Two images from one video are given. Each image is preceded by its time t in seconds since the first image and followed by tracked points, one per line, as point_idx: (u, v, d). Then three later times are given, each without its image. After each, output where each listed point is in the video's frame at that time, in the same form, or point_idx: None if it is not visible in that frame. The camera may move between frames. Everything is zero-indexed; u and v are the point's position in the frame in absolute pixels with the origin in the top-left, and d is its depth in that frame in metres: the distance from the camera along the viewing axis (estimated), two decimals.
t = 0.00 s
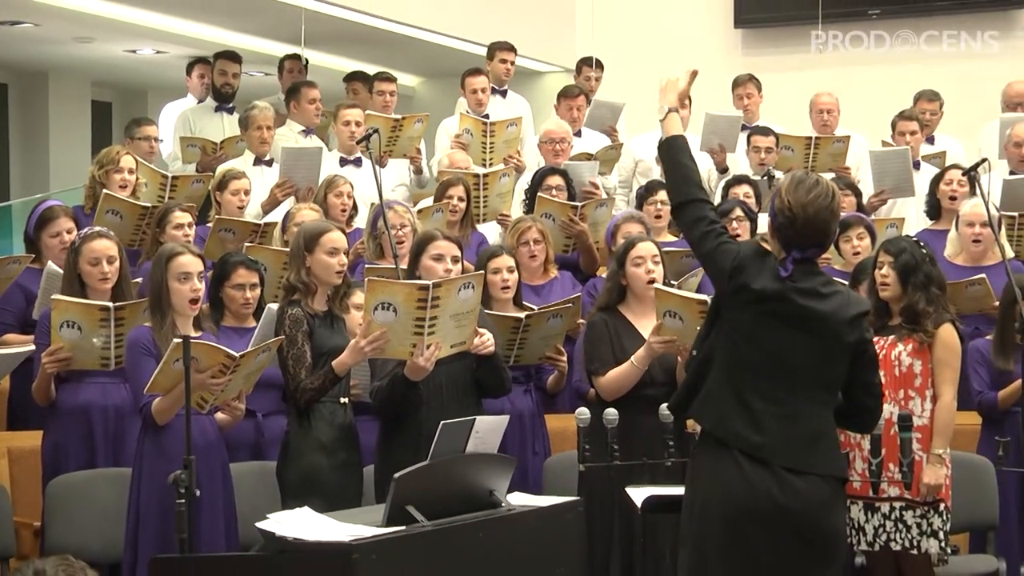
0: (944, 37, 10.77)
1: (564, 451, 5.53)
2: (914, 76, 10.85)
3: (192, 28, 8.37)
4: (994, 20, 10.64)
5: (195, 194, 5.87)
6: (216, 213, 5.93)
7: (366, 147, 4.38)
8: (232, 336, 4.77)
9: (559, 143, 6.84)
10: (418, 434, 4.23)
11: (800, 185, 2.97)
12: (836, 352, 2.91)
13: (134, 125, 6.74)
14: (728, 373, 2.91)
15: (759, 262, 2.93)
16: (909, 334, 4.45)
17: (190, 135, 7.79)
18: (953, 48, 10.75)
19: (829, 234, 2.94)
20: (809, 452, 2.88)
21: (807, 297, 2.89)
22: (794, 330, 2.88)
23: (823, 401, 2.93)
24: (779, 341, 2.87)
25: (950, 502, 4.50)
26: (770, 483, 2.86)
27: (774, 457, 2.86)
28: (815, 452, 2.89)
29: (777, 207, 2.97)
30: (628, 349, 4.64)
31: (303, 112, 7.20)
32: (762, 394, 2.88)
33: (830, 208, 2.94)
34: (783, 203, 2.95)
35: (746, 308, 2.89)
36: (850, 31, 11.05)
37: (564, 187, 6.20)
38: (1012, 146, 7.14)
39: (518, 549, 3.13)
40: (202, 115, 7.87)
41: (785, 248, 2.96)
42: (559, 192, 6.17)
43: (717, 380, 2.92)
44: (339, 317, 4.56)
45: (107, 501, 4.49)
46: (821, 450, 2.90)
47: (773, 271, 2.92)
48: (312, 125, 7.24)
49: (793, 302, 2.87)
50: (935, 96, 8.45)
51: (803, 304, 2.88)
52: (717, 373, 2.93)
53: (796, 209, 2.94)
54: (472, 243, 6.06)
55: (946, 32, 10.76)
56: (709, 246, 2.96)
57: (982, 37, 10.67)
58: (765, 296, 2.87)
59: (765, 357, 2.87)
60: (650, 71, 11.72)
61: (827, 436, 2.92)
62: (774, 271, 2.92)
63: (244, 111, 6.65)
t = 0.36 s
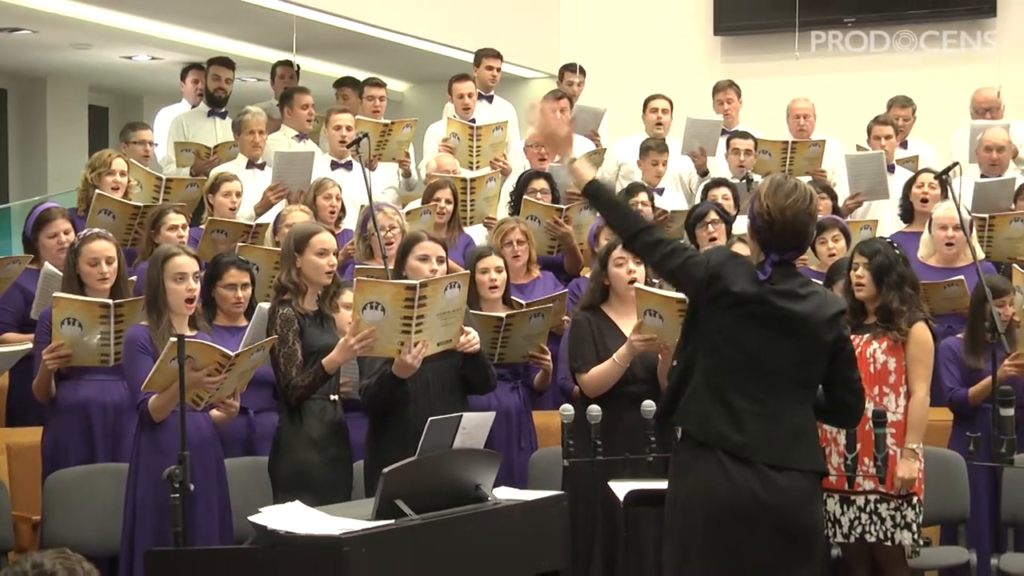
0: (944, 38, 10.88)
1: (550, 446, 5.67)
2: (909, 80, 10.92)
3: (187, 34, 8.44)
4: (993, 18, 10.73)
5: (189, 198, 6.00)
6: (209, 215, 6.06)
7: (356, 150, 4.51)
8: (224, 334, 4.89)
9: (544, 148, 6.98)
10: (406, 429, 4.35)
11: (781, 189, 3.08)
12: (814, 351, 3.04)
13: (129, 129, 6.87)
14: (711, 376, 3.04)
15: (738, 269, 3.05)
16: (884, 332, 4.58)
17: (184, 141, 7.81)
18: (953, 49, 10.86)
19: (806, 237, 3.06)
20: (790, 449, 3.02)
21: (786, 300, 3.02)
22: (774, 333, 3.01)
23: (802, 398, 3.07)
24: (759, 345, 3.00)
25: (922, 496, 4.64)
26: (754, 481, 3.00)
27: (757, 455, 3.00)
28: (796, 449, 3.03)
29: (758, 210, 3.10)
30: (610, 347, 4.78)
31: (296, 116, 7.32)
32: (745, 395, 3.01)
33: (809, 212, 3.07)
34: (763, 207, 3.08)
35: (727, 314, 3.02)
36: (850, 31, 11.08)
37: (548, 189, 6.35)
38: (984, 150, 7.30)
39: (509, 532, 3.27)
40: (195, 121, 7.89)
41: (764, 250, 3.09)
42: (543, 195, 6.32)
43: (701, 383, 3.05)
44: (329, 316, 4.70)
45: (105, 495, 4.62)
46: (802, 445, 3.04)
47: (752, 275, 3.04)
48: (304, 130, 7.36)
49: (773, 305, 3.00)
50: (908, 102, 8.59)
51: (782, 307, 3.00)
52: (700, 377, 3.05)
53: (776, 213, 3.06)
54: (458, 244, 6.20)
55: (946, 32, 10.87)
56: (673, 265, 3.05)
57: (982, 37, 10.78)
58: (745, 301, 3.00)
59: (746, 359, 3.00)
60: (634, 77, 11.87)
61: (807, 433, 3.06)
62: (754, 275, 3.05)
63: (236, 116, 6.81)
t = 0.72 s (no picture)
0: (944, 37, 11.21)
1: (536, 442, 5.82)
2: (900, 83, 11.30)
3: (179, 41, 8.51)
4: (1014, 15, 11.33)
5: (183, 200, 6.07)
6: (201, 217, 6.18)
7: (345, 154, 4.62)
8: (216, 333, 4.99)
9: (530, 152, 7.12)
10: (396, 424, 4.48)
11: (734, 197, 3.20)
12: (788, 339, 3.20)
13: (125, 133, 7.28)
14: (694, 388, 3.21)
15: (695, 281, 3.21)
16: (859, 333, 4.66)
17: (179, 145, 8.20)
18: (952, 48, 11.21)
19: (761, 241, 3.19)
20: (783, 433, 3.18)
21: (746, 297, 3.17)
22: (743, 330, 3.15)
23: (784, 383, 3.23)
24: (731, 347, 3.15)
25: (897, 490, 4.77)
26: (754, 478, 3.17)
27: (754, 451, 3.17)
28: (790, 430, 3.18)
29: (714, 219, 3.23)
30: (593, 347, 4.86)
31: (290, 122, 7.48)
32: (728, 397, 3.18)
33: (763, 217, 3.18)
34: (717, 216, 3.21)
35: (694, 328, 3.17)
36: (849, 32, 11.45)
37: (532, 192, 6.50)
38: (956, 154, 7.44)
39: (495, 526, 3.32)
40: (189, 125, 8.29)
41: (724, 257, 3.22)
42: (528, 197, 6.48)
43: (688, 398, 3.21)
44: (318, 316, 4.82)
45: (102, 491, 4.73)
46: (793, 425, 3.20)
47: (708, 285, 3.19)
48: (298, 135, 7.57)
49: (736, 305, 3.16)
50: (882, 107, 8.75)
51: (744, 304, 3.16)
52: (685, 394, 3.21)
53: (730, 220, 3.19)
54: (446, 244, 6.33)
55: (946, 32, 11.20)
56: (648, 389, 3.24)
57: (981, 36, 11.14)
58: (708, 310, 3.16)
59: (721, 364, 3.16)
60: (618, 87, 12.25)
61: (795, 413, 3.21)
62: (708, 283, 3.19)
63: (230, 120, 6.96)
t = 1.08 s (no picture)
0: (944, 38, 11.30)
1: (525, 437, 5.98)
2: (899, 87, 11.44)
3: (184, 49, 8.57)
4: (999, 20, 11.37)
5: (179, 202, 6.26)
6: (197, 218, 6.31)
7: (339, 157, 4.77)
8: (214, 332, 5.12)
9: (518, 157, 7.27)
10: (388, 419, 4.62)
11: (688, 202, 3.42)
12: (755, 333, 3.36)
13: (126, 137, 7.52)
14: (668, 385, 3.36)
15: (661, 281, 3.41)
16: (836, 332, 4.81)
17: (178, 150, 8.32)
18: (954, 47, 11.29)
19: (719, 236, 3.38)
20: (757, 422, 3.33)
21: (711, 293, 3.35)
22: (712, 326, 3.33)
23: (756, 376, 3.38)
24: (701, 342, 3.32)
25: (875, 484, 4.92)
26: (731, 469, 3.32)
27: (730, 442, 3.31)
28: (764, 420, 3.33)
29: (673, 223, 3.44)
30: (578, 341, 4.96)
31: (281, 125, 7.64)
32: (701, 391, 3.33)
33: (717, 215, 3.39)
34: (675, 220, 3.42)
35: (664, 327, 3.34)
36: (850, 31, 11.58)
37: (521, 195, 6.65)
38: (931, 158, 7.60)
39: (486, 519, 3.38)
40: (187, 129, 8.39)
41: (686, 256, 3.42)
42: (516, 200, 6.63)
43: (663, 394, 3.35)
44: (313, 315, 4.96)
45: (102, 486, 4.86)
46: (766, 414, 3.35)
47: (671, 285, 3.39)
48: (289, 138, 7.69)
49: (702, 302, 3.34)
50: (860, 113, 8.92)
51: (710, 301, 3.34)
52: (659, 391, 3.36)
53: (687, 222, 3.40)
54: (437, 245, 6.48)
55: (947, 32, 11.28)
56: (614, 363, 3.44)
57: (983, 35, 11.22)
58: (674, 308, 3.34)
59: (693, 359, 3.32)
60: (603, 92, 12.44)
61: (767, 404, 3.36)
62: (671, 281, 3.39)
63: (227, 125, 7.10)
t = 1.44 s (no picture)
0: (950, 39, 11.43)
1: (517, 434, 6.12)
2: (892, 91, 11.59)
3: (187, 55, 8.70)
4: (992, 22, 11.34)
5: (180, 205, 6.41)
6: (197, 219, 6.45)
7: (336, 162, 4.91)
8: (213, 331, 5.25)
9: (510, 164, 7.41)
10: (384, 416, 4.76)
11: (667, 205, 3.57)
12: (733, 331, 3.51)
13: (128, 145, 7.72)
14: (650, 380, 3.50)
15: (641, 282, 3.55)
16: (819, 331, 4.94)
17: (179, 155, 8.51)
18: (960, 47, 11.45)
19: (697, 237, 3.54)
20: (735, 416, 3.48)
21: (691, 292, 3.50)
22: (692, 324, 3.47)
23: (734, 372, 3.53)
24: (682, 340, 3.46)
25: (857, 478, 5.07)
26: (711, 462, 3.46)
27: (711, 437, 3.46)
28: (742, 414, 3.48)
29: (652, 225, 3.58)
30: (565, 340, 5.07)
31: (276, 129, 7.78)
32: (682, 386, 3.47)
33: (694, 217, 3.54)
34: (654, 223, 3.56)
35: (646, 325, 3.48)
36: (850, 31, 11.72)
37: (513, 199, 6.79)
38: (911, 162, 7.76)
39: (476, 512, 3.43)
40: (188, 133, 8.59)
41: (665, 258, 3.57)
42: (508, 203, 6.76)
43: (646, 390, 3.50)
44: (311, 314, 5.12)
45: (104, 480, 5.00)
46: (743, 409, 3.50)
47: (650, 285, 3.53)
48: (283, 142, 7.84)
49: (682, 300, 3.48)
50: (842, 118, 9.05)
51: (690, 300, 3.49)
52: (642, 388, 3.50)
53: (665, 225, 3.55)
54: (431, 247, 6.64)
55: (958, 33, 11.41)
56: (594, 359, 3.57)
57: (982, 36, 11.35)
58: (655, 307, 3.48)
59: (674, 356, 3.46)
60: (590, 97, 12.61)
61: (744, 398, 3.52)
62: (651, 282, 3.54)
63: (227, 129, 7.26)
